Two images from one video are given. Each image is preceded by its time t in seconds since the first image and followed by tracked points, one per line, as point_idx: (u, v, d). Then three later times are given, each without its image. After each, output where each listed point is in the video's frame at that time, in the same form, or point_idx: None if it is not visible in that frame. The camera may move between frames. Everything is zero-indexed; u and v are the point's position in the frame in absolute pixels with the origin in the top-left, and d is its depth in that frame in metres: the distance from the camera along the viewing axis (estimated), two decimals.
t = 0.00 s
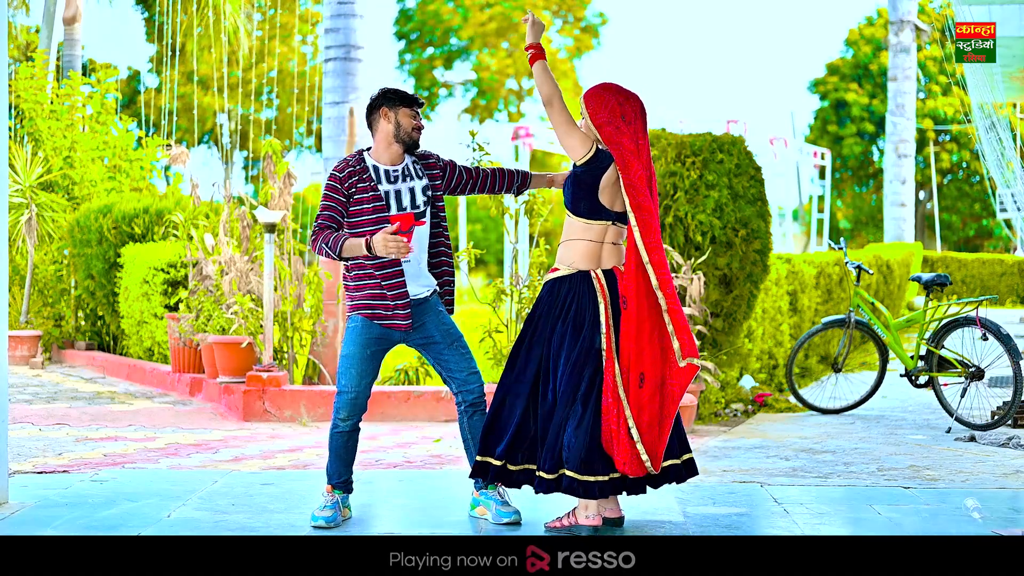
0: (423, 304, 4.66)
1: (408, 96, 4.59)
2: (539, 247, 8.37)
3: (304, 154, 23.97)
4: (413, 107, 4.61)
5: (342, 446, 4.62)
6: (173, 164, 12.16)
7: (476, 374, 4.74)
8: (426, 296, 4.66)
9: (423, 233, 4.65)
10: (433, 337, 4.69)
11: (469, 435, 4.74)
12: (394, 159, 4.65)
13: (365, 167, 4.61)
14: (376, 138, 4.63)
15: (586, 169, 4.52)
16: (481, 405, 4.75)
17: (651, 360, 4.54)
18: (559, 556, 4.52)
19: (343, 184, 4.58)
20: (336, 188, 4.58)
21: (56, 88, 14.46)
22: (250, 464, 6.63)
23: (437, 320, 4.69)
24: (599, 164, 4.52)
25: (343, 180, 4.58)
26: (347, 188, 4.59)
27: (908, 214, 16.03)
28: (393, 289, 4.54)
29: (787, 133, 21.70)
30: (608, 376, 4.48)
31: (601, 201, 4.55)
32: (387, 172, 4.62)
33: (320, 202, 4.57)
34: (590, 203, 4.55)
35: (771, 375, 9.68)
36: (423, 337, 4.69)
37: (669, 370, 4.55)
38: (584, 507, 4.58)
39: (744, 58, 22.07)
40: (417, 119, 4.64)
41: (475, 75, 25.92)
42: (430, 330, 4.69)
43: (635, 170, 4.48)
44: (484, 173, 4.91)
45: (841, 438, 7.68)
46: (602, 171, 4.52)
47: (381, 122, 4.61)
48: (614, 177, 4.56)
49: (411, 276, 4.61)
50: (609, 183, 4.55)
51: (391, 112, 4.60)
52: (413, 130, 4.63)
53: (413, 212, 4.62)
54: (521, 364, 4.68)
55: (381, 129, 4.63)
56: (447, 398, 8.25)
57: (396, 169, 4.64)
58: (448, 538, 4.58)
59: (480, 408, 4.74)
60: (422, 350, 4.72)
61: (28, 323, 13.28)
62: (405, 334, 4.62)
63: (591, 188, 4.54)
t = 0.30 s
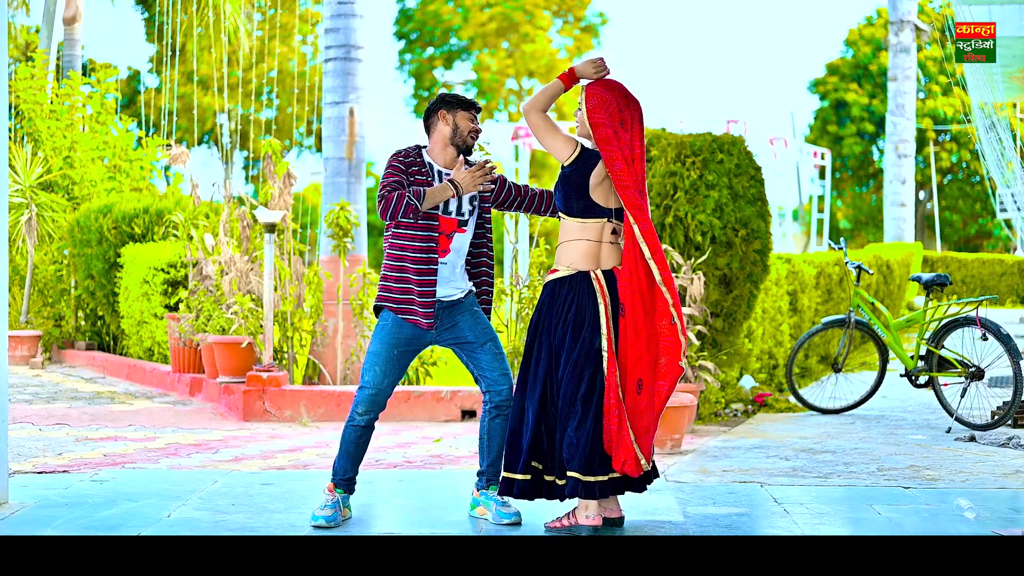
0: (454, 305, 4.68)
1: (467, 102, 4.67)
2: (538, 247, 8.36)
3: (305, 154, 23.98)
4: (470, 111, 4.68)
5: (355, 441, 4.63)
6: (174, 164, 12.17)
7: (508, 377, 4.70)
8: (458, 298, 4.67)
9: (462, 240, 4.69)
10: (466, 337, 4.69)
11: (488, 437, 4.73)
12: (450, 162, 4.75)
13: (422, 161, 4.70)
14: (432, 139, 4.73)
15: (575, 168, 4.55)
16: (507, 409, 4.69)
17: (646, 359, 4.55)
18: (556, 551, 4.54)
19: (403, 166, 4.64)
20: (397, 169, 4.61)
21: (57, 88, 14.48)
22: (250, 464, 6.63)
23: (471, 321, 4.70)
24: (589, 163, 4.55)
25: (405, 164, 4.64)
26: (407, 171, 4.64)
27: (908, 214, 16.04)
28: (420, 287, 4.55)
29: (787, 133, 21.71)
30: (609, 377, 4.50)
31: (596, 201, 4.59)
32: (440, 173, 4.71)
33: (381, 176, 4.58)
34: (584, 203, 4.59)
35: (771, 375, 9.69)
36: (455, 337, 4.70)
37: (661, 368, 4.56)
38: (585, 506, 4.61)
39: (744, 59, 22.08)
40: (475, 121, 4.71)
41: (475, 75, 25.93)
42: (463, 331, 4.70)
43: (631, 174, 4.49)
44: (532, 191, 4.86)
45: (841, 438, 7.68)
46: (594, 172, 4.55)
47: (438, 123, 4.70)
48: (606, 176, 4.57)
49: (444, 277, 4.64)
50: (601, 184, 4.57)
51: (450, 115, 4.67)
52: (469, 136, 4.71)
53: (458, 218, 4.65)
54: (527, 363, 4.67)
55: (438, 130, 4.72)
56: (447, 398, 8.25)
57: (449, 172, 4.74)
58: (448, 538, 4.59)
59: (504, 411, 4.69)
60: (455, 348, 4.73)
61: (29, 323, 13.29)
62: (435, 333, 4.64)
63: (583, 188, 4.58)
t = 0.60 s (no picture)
0: (479, 309, 4.70)
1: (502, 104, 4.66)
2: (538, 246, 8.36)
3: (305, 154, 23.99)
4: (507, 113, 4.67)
5: (371, 438, 4.65)
6: (174, 164, 12.17)
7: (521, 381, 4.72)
8: (484, 301, 4.70)
9: (494, 245, 4.69)
10: (486, 340, 4.73)
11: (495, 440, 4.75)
12: (487, 166, 4.76)
13: (459, 164, 4.71)
14: (469, 142, 4.72)
15: (569, 162, 4.55)
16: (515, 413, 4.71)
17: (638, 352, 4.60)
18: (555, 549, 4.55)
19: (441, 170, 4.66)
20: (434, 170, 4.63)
21: (57, 88, 14.49)
22: (250, 464, 6.63)
23: (492, 324, 4.73)
24: (583, 157, 4.54)
25: (441, 167, 4.66)
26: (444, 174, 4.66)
27: (908, 214, 16.04)
28: (449, 293, 4.58)
29: (788, 133, 21.71)
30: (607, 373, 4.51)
31: (589, 195, 4.57)
32: (477, 176, 4.73)
33: (417, 178, 4.60)
34: (578, 199, 4.57)
35: (771, 375, 9.69)
36: (475, 338, 4.73)
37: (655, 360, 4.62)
38: (576, 498, 4.63)
39: (744, 59, 22.10)
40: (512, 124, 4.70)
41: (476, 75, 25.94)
42: (483, 333, 4.73)
43: (633, 172, 4.50)
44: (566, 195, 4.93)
45: (841, 438, 7.68)
46: (587, 167, 4.54)
47: (475, 126, 4.68)
48: (603, 173, 4.55)
49: (473, 280, 4.66)
50: (594, 179, 4.55)
51: (486, 118, 4.65)
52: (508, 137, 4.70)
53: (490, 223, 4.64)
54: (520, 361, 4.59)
55: (474, 133, 4.70)
56: (447, 397, 8.25)
57: (485, 175, 4.75)
58: (448, 538, 4.60)
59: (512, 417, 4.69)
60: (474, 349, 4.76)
61: (28, 323, 13.29)
62: (458, 335, 4.67)
63: (577, 184, 4.57)
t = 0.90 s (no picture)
0: (486, 312, 4.72)
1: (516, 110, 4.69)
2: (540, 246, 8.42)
3: (305, 154, 24.00)
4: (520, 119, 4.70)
5: (376, 439, 4.63)
6: (173, 164, 12.17)
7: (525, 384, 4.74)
8: (491, 304, 4.71)
9: (505, 248, 4.68)
10: (491, 342, 4.74)
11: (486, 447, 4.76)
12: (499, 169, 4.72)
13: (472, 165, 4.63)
14: (480, 145, 4.73)
15: (568, 182, 4.54)
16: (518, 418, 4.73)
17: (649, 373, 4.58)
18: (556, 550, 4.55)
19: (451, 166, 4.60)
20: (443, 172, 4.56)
21: (56, 88, 14.49)
22: (250, 464, 6.63)
23: (498, 326, 4.74)
24: (583, 177, 4.55)
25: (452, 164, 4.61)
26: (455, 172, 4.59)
27: (908, 214, 16.05)
28: (459, 295, 4.58)
29: (788, 133, 21.71)
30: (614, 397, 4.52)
31: (584, 215, 4.57)
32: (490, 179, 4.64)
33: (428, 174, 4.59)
34: (573, 218, 4.58)
35: (771, 375, 9.70)
36: (480, 340, 4.74)
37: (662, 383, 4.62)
38: (556, 505, 4.63)
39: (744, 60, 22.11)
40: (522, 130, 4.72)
41: (476, 75, 25.95)
42: (489, 335, 4.74)
43: (634, 200, 4.51)
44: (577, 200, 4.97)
45: (841, 438, 7.68)
46: (586, 189, 4.55)
47: (487, 129, 4.72)
48: (601, 196, 4.58)
49: (482, 283, 4.67)
50: (590, 201, 4.57)
51: (498, 120, 4.69)
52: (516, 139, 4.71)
53: (502, 224, 4.65)
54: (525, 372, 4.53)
55: (486, 136, 4.73)
56: (447, 398, 8.26)
57: (499, 178, 4.67)
58: (449, 537, 4.60)
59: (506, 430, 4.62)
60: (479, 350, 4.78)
61: (28, 323, 13.30)
62: (465, 337, 4.68)
63: (574, 203, 4.57)
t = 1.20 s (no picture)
0: (484, 311, 4.75)
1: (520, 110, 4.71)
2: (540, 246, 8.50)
3: (306, 154, 24.01)
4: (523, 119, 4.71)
5: (373, 438, 4.63)
6: (173, 164, 12.17)
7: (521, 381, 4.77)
8: (488, 302, 4.74)
9: (504, 248, 4.73)
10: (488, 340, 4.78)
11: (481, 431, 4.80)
12: (502, 169, 4.69)
13: (474, 163, 4.64)
14: (482, 146, 4.68)
15: (585, 173, 4.52)
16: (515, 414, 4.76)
17: (624, 341, 4.59)
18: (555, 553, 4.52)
19: (451, 148, 4.57)
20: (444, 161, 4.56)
21: (57, 87, 14.48)
22: (250, 464, 6.63)
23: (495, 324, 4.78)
24: (599, 167, 4.53)
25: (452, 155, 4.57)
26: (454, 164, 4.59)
27: (908, 214, 16.05)
28: (456, 289, 4.57)
29: (788, 133, 21.70)
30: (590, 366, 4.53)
31: (598, 200, 4.56)
32: (493, 179, 4.66)
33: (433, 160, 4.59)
34: (586, 203, 4.56)
35: (771, 375, 9.70)
36: (477, 339, 4.79)
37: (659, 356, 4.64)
38: (535, 491, 4.58)
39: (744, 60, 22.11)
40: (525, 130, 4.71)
41: (476, 75, 25.96)
42: (485, 333, 4.78)
43: (649, 171, 4.55)
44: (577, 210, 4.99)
45: (841, 438, 7.68)
46: (603, 176, 4.54)
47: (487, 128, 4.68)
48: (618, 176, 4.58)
49: (478, 281, 4.69)
50: (607, 186, 4.56)
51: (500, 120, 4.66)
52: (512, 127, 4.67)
53: (502, 225, 4.68)
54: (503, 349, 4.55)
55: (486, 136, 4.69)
56: (447, 398, 8.26)
57: (501, 178, 4.68)
58: (448, 537, 4.60)
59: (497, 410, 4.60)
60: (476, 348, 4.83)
61: (28, 322, 13.29)
62: (463, 336, 4.71)
63: (590, 189, 4.55)
